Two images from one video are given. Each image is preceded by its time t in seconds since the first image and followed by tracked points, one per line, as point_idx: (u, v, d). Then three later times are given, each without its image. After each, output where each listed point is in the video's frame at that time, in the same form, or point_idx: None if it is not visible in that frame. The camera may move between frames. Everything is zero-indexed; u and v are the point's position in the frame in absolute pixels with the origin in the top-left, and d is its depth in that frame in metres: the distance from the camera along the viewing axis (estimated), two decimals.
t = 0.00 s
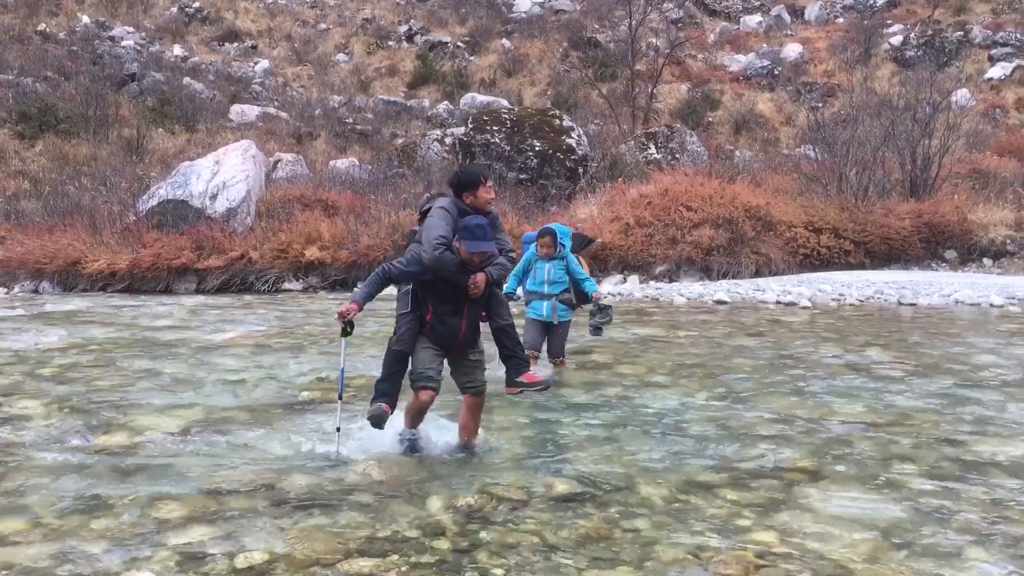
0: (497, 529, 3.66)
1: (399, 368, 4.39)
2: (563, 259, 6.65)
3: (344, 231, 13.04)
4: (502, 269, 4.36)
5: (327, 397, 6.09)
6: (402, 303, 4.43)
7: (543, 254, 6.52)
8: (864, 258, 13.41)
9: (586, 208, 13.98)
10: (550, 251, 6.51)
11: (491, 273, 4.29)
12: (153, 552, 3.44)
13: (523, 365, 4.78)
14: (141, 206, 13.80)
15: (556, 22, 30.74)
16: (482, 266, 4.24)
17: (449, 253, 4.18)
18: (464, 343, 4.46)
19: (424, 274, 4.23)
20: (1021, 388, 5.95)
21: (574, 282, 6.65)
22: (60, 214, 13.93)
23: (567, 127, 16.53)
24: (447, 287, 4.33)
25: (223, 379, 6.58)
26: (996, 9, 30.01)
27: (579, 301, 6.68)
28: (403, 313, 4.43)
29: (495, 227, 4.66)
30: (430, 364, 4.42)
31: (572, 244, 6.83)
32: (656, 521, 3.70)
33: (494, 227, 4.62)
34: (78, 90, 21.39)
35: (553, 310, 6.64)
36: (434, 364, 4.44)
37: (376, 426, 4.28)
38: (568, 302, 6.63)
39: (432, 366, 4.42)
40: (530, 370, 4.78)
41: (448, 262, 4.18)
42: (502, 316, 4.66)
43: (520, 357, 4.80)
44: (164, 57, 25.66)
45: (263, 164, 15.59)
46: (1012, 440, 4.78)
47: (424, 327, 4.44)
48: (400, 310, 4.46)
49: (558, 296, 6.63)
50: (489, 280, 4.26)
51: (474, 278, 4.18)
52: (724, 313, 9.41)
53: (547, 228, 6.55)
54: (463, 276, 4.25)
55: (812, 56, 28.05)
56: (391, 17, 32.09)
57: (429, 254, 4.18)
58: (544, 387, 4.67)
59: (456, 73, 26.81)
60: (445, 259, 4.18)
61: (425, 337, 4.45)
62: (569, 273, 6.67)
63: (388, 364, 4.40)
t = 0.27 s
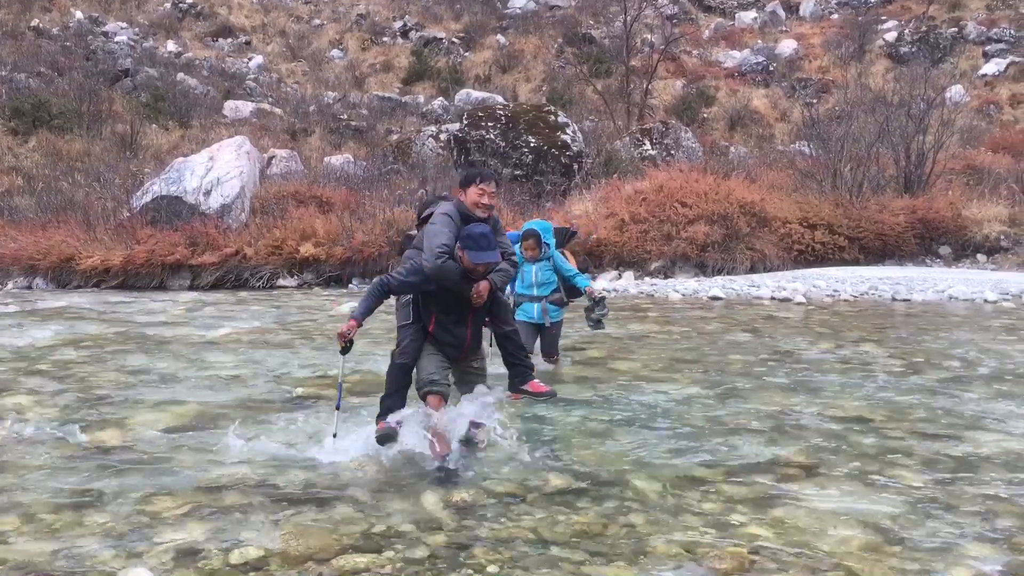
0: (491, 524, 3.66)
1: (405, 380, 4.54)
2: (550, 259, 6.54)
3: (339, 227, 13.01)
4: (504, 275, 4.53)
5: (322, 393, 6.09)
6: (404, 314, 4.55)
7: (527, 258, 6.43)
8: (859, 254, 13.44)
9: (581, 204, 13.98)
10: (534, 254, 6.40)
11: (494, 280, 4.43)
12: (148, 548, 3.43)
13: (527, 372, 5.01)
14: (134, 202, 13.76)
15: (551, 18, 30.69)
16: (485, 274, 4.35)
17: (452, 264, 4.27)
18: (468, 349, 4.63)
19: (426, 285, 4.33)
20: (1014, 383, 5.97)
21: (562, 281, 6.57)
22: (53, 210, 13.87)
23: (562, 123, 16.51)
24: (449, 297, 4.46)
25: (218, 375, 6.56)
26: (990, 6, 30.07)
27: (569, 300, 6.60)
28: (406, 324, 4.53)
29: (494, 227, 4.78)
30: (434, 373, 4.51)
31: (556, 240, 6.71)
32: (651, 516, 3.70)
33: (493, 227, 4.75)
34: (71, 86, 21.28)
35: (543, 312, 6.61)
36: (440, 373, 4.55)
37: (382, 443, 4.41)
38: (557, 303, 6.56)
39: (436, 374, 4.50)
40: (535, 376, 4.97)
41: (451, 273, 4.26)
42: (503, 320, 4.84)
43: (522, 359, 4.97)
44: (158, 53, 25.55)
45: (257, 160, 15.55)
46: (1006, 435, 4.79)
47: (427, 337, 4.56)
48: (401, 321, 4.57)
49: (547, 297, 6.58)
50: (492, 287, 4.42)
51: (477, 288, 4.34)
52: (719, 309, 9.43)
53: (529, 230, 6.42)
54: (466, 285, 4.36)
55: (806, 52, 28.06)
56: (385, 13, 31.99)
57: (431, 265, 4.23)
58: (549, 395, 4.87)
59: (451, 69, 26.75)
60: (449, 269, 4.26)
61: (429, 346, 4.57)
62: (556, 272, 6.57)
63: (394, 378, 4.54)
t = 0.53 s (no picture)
0: (487, 524, 3.66)
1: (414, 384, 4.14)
2: (533, 259, 6.54)
3: (334, 226, 12.98)
4: (502, 267, 4.17)
5: (318, 393, 6.07)
6: (404, 316, 4.20)
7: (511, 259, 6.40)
8: (854, 254, 13.47)
9: (577, 204, 13.97)
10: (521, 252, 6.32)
11: (490, 274, 4.07)
12: (143, 548, 3.41)
13: (545, 360, 4.48)
14: (130, 201, 13.72)
15: (547, 17, 30.70)
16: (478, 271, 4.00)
17: (440, 265, 3.96)
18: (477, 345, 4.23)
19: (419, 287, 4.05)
20: (1008, 383, 5.99)
21: (549, 280, 6.49)
22: (48, 209, 13.82)
23: (558, 123, 16.52)
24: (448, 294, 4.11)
25: (213, 375, 6.55)
26: (985, 6, 30.17)
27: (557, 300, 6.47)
28: (408, 326, 4.18)
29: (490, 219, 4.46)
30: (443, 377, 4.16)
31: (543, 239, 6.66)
32: (648, 516, 3.70)
33: (487, 218, 4.43)
34: (66, 85, 21.21)
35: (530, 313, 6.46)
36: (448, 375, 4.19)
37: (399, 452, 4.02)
38: (545, 302, 6.39)
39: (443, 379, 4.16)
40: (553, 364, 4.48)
41: (439, 275, 3.95)
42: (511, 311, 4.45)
43: (540, 351, 4.49)
44: (153, 52, 25.48)
45: (253, 160, 15.51)
46: (1002, 435, 4.81)
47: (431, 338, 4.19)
48: (403, 323, 4.21)
49: (534, 297, 6.43)
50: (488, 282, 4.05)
51: (470, 285, 3.99)
52: (715, 309, 9.43)
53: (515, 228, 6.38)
54: (460, 283, 4.02)
55: (802, 52, 28.11)
56: (382, 12, 31.95)
57: (420, 268, 3.96)
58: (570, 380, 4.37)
59: (447, 68, 26.74)
60: (437, 271, 3.95)
61: (436, 348, 4.20)
62: (541, 272, 6.54)
63: (402, 384, 4.14)
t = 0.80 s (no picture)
0: (481, 525, 3.65)
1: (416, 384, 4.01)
2: (524, 261, 6.48)
3: (329, 228, 12.96)
4: (503, 255, 4.06)
5: (312, 395, 6.06)
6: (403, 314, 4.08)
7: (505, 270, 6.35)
8: (847, 256, 13.50)
9: (572, 206, 13.98)
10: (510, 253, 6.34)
11: (490, 263, 3.97)
12: (138, 549, 3.41)
13: (545, 353, 4.38)
14: (124, 203, 13.68)
15: (542, 19, 30.71)
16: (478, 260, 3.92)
17: (440, 254, 3.87)
18: (479, 340, 4.10)
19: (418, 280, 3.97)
20: (1001, 385, 6.01)
21: (538, 282, 6.47)
22: (42, 210, 13.77)
23: (553, 125, 16.51)
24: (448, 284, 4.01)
25: (207, 377, 6.53)
26: (978, 9, 30.30)
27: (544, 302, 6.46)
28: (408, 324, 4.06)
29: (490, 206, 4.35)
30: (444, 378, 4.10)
31: (537, 241, 6.67)
32: (642, 517, 3.70)
33: (486, 206, 4.32)
34: (60, 86, 21.14)
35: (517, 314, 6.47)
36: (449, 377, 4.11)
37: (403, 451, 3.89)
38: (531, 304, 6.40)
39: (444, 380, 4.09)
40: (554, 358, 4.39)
41: (439, 266, 3.86)
42: (514, 302, 4.31)
43: (542, 343, 4.40)
44: (148, 53, 25.42)
45: (247, 161, 15.49)
46: (995, 436, 4.82)
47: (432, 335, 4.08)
48: (404, 321, 4.10)
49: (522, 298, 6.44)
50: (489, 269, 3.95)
51: (471, 273, 3.88)
52: (709, 311, 9.44)
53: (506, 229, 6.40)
54: (460, 273, 3.92)
55: (796, 55, 28.19)
56: (376, 14, 31.93)
57: (419, 259, 3.88)
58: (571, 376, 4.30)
59: (442, 70, 26.73)
60: (436, 262, 3.86)
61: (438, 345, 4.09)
62: (532, 274, 6.51)
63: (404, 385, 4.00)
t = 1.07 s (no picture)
0: (474, 527, 3.64)
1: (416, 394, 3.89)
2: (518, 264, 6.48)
3: (322, 229, 12.92)
4: (513, 258, 3.94)
5: (305, 396, 6.03)
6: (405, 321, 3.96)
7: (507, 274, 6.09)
8: (840, 258, 13.53)
9: (565, 207, 13.98)
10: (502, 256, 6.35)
11: (500, 265, 3.86)
12: (130, 550, 3.38)
13: (552, 365, 4.13)
14: (116, 204, 13.62)
15: (535, 21, 30.73)
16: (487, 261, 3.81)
17: (449, 252, 3.77)
18: (482, 349, 4.01)
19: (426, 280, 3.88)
20: (993, 386, 6.03)
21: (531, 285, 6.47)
22: (34, 211, 13.70)
23: (546, 127, 16.50)
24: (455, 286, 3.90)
25: (200, 378, 6.49)
26: (969, 12, 30.44)
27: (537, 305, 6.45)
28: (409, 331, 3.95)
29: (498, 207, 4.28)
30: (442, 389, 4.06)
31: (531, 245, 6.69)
32: (635, 519, 3.69)
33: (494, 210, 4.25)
34: (52, 87, 21.04)
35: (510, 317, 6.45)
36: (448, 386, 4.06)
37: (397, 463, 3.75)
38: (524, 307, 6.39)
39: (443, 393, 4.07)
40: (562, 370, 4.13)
41: (448, 263, 3.75)
42: (521, 310, 4.12)
43: (550, 356, 4.16)
44: (140, 54, 25.32)
45: (240, 162, 15.44)
46: (987, 438, 4.83)
47: (434, 343, 3.99)
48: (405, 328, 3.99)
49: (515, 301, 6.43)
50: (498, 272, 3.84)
51: (480, 274, 3.78)
52: (703, 312, 9.44)
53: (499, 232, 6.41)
54: (469, 273, 3.81)
55: (789, 57, 28.27)
56: (370, 15, 31.89)
57: (427, 258, 3.77)
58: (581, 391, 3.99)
59: (436, 72, 26.71)
60: (445, 259, 3.75)
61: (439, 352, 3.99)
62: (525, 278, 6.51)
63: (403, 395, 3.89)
